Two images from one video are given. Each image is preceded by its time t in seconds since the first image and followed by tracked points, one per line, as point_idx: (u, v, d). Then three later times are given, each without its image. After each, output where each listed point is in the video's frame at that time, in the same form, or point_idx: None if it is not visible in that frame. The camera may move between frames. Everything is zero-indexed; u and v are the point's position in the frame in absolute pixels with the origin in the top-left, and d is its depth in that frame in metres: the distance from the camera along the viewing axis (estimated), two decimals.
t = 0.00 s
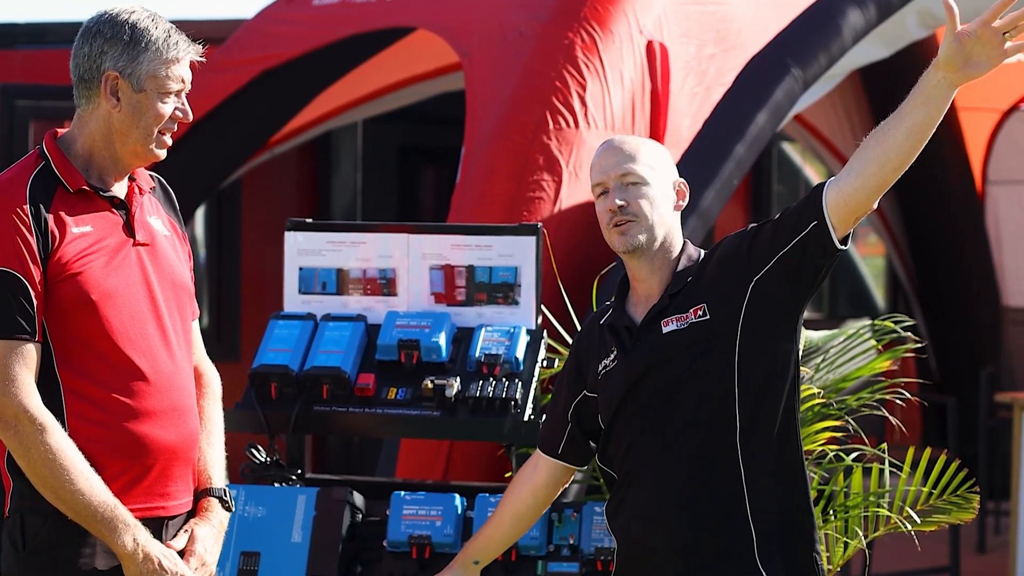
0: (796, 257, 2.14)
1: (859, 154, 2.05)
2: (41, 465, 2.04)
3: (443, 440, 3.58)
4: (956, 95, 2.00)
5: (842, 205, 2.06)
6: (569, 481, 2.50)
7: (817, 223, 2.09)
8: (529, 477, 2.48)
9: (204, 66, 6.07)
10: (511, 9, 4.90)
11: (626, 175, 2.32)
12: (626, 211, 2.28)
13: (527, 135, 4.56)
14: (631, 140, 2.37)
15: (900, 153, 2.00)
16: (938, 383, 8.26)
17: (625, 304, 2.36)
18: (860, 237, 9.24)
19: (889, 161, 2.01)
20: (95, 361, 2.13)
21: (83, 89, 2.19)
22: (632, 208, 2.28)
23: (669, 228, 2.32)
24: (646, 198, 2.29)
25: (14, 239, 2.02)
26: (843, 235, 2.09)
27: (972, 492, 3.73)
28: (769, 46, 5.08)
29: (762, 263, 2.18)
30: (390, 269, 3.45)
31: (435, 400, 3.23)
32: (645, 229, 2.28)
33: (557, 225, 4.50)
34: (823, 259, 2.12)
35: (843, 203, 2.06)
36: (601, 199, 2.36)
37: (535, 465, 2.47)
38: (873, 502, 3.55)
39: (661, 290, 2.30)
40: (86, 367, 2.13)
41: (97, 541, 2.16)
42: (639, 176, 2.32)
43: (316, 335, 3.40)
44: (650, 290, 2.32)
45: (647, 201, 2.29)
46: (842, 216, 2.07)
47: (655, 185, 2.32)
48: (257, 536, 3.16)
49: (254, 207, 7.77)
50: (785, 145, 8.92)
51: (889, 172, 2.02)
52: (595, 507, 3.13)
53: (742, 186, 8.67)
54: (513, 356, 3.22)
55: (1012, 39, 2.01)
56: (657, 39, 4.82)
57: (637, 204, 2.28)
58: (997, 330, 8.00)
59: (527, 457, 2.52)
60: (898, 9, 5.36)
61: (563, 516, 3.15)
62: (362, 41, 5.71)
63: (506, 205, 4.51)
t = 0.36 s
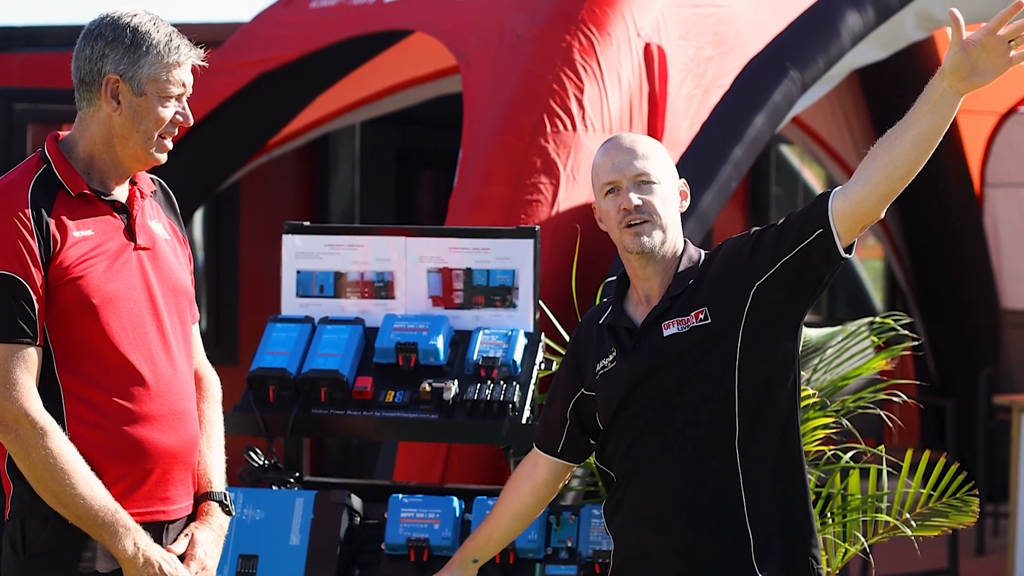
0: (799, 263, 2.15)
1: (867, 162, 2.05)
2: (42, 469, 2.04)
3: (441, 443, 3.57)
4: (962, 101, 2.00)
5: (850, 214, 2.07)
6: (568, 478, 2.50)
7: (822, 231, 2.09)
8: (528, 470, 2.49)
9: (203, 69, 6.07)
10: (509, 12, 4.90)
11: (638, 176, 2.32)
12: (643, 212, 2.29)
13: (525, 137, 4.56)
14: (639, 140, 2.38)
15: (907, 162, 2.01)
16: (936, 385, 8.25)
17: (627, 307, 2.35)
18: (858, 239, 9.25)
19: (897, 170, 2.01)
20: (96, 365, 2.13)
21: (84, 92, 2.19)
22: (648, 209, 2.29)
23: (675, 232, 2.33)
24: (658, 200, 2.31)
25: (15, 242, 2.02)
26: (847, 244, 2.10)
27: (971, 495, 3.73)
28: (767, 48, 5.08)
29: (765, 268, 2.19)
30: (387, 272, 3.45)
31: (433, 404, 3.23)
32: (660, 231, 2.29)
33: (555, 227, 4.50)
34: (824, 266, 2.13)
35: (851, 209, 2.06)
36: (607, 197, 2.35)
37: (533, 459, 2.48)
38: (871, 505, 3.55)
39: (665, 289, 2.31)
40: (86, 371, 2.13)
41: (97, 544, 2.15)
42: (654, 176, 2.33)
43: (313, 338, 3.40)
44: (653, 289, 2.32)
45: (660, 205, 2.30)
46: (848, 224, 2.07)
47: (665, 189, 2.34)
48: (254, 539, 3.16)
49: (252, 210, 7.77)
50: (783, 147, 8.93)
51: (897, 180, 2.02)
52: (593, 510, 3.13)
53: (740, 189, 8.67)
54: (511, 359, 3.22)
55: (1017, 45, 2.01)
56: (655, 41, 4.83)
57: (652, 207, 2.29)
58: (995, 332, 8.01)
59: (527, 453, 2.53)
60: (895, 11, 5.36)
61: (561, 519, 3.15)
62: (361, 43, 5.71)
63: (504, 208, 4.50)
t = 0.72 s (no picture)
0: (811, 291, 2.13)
1: (876, 208, 2.04)
2: (42, 475, 2.04)
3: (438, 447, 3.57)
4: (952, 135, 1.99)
5: (865, 260, 2.05)
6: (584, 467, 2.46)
7: (836, 271, 2.08)
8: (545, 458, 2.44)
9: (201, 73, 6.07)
10: (507, 15, 4.90)
11: (619, 170, 2.31)
12: (614, 208, 2.32)
13: (522, 140, 4.56)
14: (647, 132, 2.33)
15: (913, 203, 1.99)
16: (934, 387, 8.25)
17: (638, 304, 2.34)
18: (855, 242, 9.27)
19: (906, 214, 1.99)
20: (95, 369, 2.13)
21: (83, 97, 2.19)
22: (616, 205, 2.31)
23: (659, 224, 2.28)
24: (632, 196, 2.29)
25: (14, 248, 2.02)
26: (864, 286, 2.08)
27: (968, 495, 3.72)
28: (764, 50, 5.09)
29: (773, 294, 2.17)
30: (384, 276, 3.44)
31: (430, 407, 3.23)
32: (619, 227, 2.30)
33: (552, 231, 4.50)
34: (834, 301, 2.10)
35: (865, 254, 2.04)
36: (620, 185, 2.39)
37: (549, 447, 2.43)
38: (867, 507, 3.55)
39: (671, 293, 2.30)
40: (85, 375, 2.13)
41: (97, 549, 2.15)
42: (638, 175, 2.29)
43: (310, 342, 3.40)
44: (661, 288, 2.32)
45: (630, 200, 2.29)
46: (865, 269, 2.05)
47: (649, 180, 2.28)
48: (252, 543, 3.15)
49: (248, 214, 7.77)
50: (780, 150, 8.93)
51: (906, 222, 2.00)
52: (590, 513, 3.13)
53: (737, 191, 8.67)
54: (508, 362, 3.23)
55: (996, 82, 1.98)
56: (651, 44, 4.83)
57: (618, 202, 2.30)
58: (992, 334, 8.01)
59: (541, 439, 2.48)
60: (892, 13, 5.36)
61: (558, 522, 3.15)
62: (358, 46, 5.71)
63: (503, 211, 4.50)
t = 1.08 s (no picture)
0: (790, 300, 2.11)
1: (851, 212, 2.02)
2: (41, 478, 2.04)
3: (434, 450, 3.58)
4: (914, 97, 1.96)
5: (843, 258, 2.01)
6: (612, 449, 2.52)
7: (815, 268, 2.06)
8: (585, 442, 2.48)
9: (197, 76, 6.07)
10: (503, 18, 4.90)
11: (647, 175, 2.31)
12: (641, 212, 2.32)
13: (518, 143, 4.55)
14: (680, 133, 2.30)
15: (875, 182, 1.96)
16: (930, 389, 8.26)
17: (661, 300, 2.37)
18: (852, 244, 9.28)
19: (874, 194, 1.96)
20: (93, 372, 2.13)
21: (79, 102, 2.19)
22: (643, 211, 2.32)
23: (683, 231, 2.28)
24: (658, 202, 2.29)
25: (13, 252, 2.02)
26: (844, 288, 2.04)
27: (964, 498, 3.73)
28: (760, 53, 5.10)
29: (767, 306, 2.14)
30: (381, 279, 3.45)
31: (427, 410, 3.23)
32: (645, 234, 2.31)
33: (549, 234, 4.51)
34: (808, 312, 2.09)
35: (842, 253, 2.00)
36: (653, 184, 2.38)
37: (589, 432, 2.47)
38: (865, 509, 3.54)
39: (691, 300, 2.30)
40: (84, 379, 2.13)
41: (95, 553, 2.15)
42: (663, 181, 2.28)
43: (307, 345, 3.40)
44: (683, 290, 2.32)
45: (655, 206, 2.29)
46: (845, 271, 2.01)
47: (672, 186, 2.27)
48: (248, 547, 3.15)
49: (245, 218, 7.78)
50: (776, 152, 8.94)
51: (871, 205, 1.96)
52: (586, 515, 3.13)
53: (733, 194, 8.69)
54: (505, 366, 3.23)
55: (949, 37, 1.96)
56: (647, 47, 4.84)
57: (644, 209, 2.31)
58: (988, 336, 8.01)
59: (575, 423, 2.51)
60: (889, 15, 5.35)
61: (555, 525, 3.16)
62: (354, 49, 5.71)
63: (500, 214, 4.50)
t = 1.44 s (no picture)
0: (769, 330, 2.11)
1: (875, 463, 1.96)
2: (38, 482, 2.04)
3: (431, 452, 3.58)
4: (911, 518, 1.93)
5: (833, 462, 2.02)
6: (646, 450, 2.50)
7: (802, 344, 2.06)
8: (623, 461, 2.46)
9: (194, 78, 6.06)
10: (499, 20, 4.91)
11: (647, 178, 2.32)
12: (640, 215, 2.33)
13: (514, 145, 4.56)
14: (677, 136, 2.32)
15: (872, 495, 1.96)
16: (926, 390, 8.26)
17: (664, 307, 2.41)
18: (848, 246, 9.30)
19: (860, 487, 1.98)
20: (91, 375, 2.13)
21: (77, 104, 2.19)
22: (642, 214, 2.33)
23: (682, 233, 2.29)
24: (656, 204, 2.30)
25: (11, 255, 2.02)
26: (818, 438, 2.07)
27: (960, 499, 3.75)
28: (756, 54, 5.11)
29: (749, 341, 2.13)
30: (377, 282, 3.45)
31: (423, 413, 3.23)
32: (646, 237, 2.32)
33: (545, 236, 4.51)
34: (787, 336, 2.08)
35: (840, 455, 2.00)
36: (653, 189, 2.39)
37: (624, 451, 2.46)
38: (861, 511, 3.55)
39: (690, 303, 2.31)
40: (82, 381, 2.13)
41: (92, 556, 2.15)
42: (662, 183, 2.29)
43: (304, 348, 3.40)
44: (683, 295, 2.33)
45: (654, 208, 2.30)
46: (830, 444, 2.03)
47: (671, 188, 2.28)
48: (245, 550, 3.14)
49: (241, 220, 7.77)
50: (772, 154, 8.95)
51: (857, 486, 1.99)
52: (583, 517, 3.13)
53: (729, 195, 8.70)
54: (501, 368, 3.22)
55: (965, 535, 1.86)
56: (644, 49, 4.84)
57: (643, 211, 2.32)
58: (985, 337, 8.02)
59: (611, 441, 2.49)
60: (884, 16, 5.36)
61: (551, 527, 3.15)
62: (350, 51, 5.71)
63: (496, 217, 4.50)
